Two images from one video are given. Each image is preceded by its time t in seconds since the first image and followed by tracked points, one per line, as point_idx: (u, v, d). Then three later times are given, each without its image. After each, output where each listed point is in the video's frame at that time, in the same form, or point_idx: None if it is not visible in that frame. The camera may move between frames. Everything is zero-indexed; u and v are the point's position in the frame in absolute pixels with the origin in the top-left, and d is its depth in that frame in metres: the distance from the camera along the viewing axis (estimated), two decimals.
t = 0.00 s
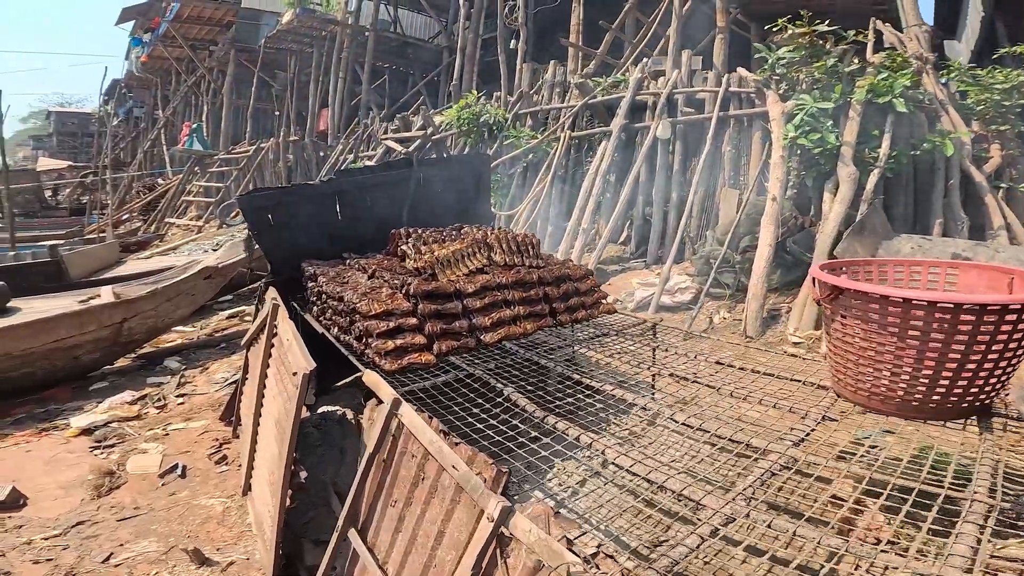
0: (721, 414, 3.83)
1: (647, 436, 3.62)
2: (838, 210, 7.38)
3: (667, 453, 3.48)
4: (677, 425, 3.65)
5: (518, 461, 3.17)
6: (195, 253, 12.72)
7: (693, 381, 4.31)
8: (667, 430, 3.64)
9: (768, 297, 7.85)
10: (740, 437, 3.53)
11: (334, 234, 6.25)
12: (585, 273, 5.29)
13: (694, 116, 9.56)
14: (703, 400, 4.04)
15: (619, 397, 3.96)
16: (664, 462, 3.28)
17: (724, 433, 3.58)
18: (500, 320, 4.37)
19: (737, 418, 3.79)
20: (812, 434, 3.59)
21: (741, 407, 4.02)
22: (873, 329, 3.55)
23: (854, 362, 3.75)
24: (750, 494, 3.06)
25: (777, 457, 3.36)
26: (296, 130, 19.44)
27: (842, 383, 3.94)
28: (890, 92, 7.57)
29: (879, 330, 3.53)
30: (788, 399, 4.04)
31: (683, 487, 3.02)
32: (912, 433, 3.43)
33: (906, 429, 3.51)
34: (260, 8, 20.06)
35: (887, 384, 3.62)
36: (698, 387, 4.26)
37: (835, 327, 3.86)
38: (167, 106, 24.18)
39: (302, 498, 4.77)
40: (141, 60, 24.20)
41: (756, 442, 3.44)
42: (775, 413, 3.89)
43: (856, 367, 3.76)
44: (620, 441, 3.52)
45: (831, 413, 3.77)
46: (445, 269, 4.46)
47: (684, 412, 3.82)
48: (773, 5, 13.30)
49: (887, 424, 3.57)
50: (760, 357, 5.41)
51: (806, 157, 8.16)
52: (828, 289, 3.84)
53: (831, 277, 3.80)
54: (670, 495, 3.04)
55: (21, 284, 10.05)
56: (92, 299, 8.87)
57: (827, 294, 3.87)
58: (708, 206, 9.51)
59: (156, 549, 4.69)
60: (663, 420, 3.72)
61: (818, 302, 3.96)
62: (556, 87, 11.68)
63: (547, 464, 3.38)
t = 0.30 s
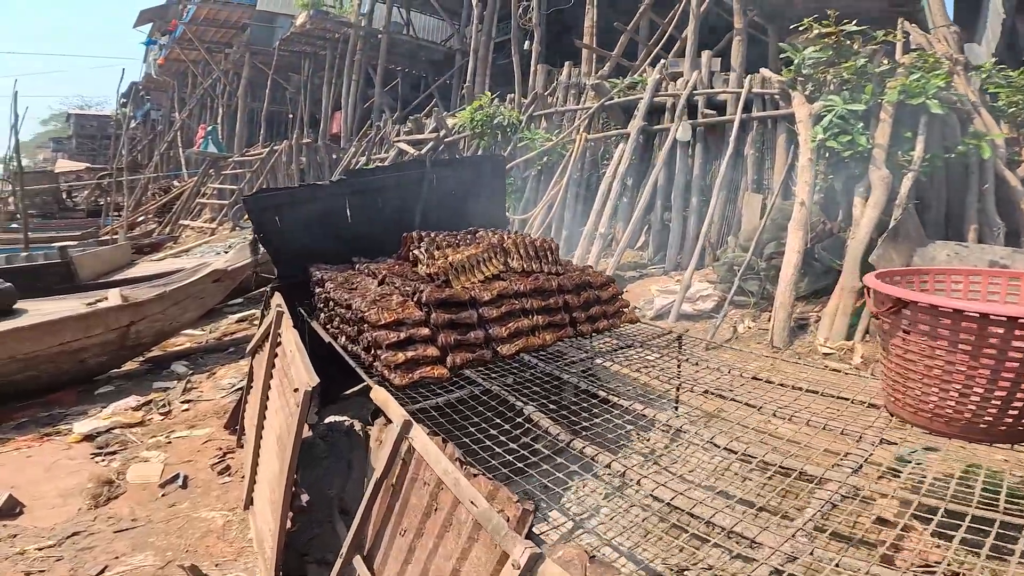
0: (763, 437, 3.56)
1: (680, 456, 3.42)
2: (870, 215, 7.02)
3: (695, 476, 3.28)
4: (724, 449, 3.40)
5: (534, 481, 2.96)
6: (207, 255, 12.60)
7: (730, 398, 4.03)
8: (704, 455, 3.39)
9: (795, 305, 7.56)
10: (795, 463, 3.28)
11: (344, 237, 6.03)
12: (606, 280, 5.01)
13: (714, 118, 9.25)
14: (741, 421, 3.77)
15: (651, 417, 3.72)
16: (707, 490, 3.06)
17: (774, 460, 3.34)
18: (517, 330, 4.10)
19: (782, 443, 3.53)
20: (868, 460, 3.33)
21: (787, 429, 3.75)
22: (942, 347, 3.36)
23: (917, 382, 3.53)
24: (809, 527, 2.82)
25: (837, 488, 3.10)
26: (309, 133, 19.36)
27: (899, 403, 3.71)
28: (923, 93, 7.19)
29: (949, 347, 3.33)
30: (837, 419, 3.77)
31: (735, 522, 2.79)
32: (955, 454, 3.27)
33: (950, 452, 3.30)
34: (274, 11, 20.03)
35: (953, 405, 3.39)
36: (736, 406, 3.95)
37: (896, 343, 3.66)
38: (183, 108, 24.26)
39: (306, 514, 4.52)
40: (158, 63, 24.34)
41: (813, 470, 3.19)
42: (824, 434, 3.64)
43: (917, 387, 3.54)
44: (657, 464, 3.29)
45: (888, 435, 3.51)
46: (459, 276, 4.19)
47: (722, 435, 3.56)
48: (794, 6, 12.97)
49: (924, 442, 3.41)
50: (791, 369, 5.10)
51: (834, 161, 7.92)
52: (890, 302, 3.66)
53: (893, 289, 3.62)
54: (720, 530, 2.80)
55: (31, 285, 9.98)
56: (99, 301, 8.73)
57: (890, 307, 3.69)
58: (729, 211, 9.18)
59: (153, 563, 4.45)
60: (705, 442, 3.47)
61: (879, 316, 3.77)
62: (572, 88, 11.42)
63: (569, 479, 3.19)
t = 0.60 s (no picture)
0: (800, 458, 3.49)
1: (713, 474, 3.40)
2: (904, 218, 6.71)
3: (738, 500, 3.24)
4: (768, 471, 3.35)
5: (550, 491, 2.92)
6: (220, 256, 12.53)
7: (770, 413, 3.95)
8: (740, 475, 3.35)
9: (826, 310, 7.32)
10: (849, 487, 3.25)
11: (355, 238, 5.85)
12: (628, 284, 4.76)
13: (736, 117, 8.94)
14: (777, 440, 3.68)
15: (690, 435, 3.63)
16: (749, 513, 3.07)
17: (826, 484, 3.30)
18: (537, 337, 3.86)
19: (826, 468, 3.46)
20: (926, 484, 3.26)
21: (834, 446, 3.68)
22: (1013, 364, 3.29)
23: (982, 399, 3.44)
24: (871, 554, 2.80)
25: (897, 514, 3.04)
26: (323, 134, 19.29)
27: (955, 420, 3.64)
28: (958, 92, 6.89)
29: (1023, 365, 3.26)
30: (886, 436, 3.66)
31: (788, 554, 2.74)
32: (999, 468, 3.28)
33: (994, 466, 3.31)
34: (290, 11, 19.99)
35: (1019, 423, 3.34)
36: (777, 422, 3.88)
37: (960, 356, 3.57)
38: (201, 109, 24.36)
39: (315, 525, 4.34)
40: (176, 63, 24.45)
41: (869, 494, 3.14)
42: (874, 453, 3.56)
43: (980, 403, 3.46)
44: (696, 486, 3.27)
45: (947, 456, 3.43)
46: (476, 279, 3.97)
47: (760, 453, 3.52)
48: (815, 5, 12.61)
49: (973, 458, 3.38)
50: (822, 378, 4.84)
51: (864, 161, 7.63)
52: (955, 313, 3.55)
53: (960, 300, 3.50)
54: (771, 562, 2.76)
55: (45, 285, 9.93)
56: (111, 302, 8.65)
57: (953, 318, 3.57)
58: (752, 213, 8.90)
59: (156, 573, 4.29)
60: (748, 462, 3.40)
61: (941, 328, 3.66)
62: (588, 88, 11.15)
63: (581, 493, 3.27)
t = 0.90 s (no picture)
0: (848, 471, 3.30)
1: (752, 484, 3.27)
2: (943, 217, 6.42)
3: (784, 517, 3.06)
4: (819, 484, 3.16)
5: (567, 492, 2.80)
6: (242, 255, 12.57)
7: (814, 423, 3.74)
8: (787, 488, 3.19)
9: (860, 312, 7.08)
10: (909, 503, 3.09)
11: (374, 237, 5.75)
12: (657, 285, 4.56)
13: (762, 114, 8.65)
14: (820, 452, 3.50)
15: (729, 447, 3.44)
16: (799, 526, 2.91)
17: (882, 499, 3.12)
18: (563, 342, 3.67)
19: (876, 482, 3.29)
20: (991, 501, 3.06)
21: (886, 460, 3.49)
22: None
23: None
24: (943, 574, 2.66)
25: (965, 530, 2.88)
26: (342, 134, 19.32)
27: (1012, 431, 3.49)
28: (998, 87, 6.63)
29: None
30: (945, 449, 3.44)
31: None
32: None
33: None
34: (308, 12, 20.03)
35: None
36: (823, 433, 3.68)
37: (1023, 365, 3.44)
38: (222, 110, 24.61)
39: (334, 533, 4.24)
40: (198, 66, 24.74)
41: (934, 511, 2.99)
42: (930, 466, 3.35)
43: None
44: (742, 504, 3.10)
45: (1008, 470, 3.22)
46: (499, 281, 3.78)
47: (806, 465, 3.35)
48: None
49: None
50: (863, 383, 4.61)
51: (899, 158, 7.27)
52: (1019, 321, 3.42)
53: None
54: None
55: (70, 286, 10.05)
56: (134, 302, 8.69)
57: (1017, 327, 3.45)
58: (780, 211, 8.64)
59: None
60: (795, 478, 3.21)
61: (1003, 336, 3.54)
62: (608, 85, 10.96)
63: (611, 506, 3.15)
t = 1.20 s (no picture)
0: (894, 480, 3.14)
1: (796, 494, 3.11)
2: (978, 216, 6.17)
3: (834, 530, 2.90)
4: (872, 497, 2.99)
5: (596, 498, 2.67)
6: (257, 254, 12.53)
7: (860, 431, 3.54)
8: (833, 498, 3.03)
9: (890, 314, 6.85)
10: (971, 514, 2.92)
11: (390, 236, 5.64)
12: (682, 285, 4.34)
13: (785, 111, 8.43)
14: (863, 460, 3.32)
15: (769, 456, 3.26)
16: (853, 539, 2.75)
17: (942, 511, 2.95)
18: (588, 344, 3.47)
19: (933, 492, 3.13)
20: None
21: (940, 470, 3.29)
22: None
23: None
24: None
25: None
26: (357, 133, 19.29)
27: None
28: None
29: None
30: (1000, 459, 3.25)
31: None
32: None
33: None
34: (322, 11, 19.98)
35: None
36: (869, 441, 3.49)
37: None
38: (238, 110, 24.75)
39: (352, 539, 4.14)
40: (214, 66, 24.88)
41: (999, 524, 2.83)
42: (988, 477, 3.17)
43: None
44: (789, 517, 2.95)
45: None
46: (521, 279, 3.61)
47: (851, 475, 3.18)
48: None
49: None
50: (902, 389, 4.40)
51: (931, 156, 7.03)
52: None
53: None
54: None
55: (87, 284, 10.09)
56: (149, 301, 8.66)
57: None
58: (805, 210, 8.44)
59: None
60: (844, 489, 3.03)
61: None
62: (625, 82, 10.77)
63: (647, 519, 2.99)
